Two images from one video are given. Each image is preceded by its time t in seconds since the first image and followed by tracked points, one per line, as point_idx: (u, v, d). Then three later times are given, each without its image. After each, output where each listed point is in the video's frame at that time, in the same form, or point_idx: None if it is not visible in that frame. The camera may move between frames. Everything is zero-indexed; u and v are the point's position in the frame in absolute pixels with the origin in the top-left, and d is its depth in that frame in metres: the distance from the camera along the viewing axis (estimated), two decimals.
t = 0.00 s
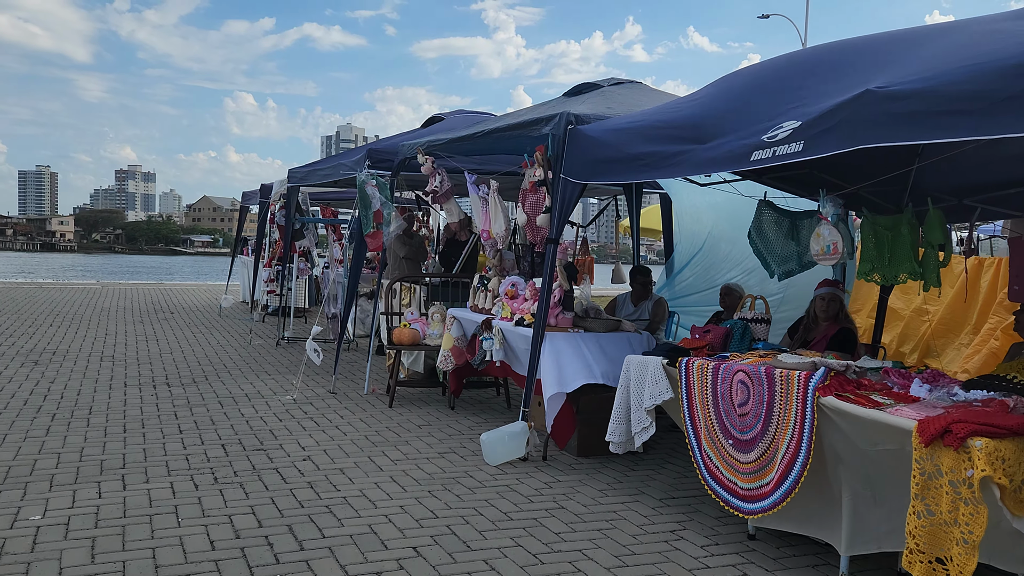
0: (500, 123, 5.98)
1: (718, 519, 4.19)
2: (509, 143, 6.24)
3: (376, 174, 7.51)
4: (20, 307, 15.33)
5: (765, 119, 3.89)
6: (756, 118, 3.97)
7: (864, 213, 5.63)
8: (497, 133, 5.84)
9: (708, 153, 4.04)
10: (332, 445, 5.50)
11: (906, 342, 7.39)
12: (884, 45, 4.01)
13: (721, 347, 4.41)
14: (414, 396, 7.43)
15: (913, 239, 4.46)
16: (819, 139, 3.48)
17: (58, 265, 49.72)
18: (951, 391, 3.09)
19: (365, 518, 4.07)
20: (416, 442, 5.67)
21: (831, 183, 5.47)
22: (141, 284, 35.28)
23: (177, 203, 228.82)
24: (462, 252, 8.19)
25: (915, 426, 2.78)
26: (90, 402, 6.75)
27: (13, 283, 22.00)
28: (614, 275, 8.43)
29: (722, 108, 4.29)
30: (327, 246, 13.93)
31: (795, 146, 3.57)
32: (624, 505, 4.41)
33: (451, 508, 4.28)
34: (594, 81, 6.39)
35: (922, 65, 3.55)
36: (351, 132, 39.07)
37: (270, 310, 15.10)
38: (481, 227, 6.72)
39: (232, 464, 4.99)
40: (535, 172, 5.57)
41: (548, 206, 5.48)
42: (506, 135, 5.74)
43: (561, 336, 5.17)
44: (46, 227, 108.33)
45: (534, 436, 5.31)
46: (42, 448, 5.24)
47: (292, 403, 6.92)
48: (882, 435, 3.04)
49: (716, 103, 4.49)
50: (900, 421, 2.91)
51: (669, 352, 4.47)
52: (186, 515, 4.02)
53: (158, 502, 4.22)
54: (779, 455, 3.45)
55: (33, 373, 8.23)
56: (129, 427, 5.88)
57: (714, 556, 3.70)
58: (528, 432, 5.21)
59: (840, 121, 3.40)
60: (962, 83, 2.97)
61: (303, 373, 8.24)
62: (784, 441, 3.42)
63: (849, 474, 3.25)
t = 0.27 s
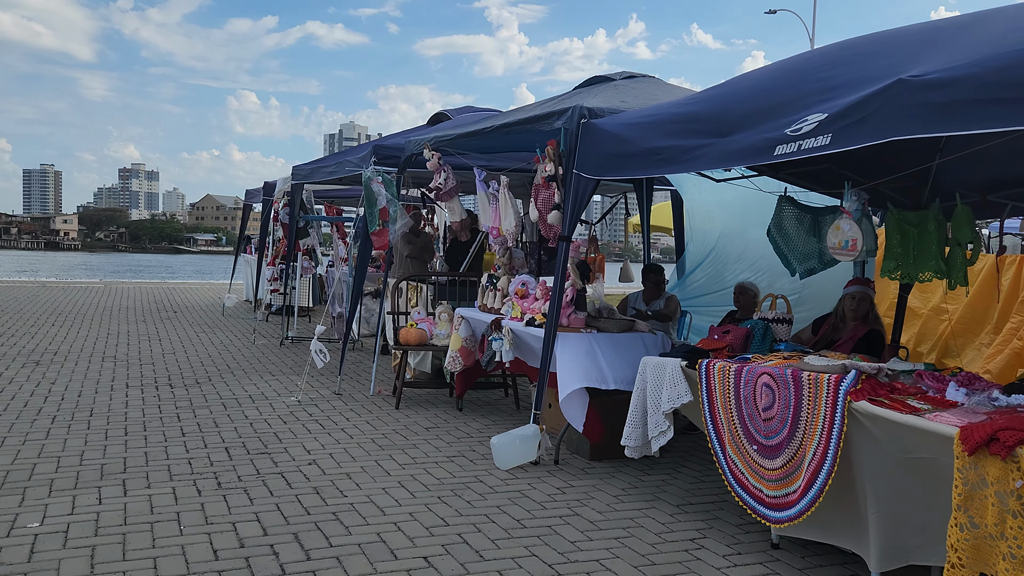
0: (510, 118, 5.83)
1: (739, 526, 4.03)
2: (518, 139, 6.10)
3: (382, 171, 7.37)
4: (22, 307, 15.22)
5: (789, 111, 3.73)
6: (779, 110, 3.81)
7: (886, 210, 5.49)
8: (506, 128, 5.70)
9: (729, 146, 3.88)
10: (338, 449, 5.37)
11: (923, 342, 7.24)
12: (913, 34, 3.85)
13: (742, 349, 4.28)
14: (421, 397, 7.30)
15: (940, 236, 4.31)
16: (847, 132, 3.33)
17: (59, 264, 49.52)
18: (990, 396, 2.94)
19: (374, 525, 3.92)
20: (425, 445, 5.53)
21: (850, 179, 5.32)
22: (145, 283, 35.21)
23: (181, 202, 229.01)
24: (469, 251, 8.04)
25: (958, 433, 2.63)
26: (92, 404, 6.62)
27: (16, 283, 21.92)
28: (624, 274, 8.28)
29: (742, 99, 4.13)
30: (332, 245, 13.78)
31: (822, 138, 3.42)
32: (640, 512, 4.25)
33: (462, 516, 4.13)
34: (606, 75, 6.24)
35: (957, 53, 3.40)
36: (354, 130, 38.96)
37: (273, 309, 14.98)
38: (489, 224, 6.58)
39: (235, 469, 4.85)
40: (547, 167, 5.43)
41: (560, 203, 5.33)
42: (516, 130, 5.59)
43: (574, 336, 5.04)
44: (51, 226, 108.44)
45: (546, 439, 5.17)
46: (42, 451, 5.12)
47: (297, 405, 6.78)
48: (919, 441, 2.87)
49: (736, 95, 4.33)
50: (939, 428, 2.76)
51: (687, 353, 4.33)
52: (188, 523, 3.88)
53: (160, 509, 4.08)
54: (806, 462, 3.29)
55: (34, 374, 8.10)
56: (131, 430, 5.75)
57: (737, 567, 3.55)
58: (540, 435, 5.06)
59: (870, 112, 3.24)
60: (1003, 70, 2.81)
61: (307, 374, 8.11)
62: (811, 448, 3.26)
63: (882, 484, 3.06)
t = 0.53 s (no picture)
0: (517, 114, 5.69)
1: (759, 534, 3.90)
2: (525, 136, 5.97)
3: (385, 169, 7.23)
4: (17, 308, 15.03)
5: (811, 104, 3.59)
6: (801, 102, 3.68)
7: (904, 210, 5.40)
8: (513, 124, 5.56)
9: (747, 141, 3.74)
10: (343, 454, 5.22)
11: (935, 342, 7.12)
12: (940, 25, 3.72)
13: (761, 351, 4.15)
14: (425, 399, 7.16)
15: (964, 234, 4.20)
16: (875, 125, 3.19)
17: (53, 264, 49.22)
18: None
19: (383, 535, 3.78)
20: (431, 450, 5.39)
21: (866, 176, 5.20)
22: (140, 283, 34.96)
23: (175, 202, 228.22)
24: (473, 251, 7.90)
25: (1004, 440, 2.51)
26: (88, 408, 6.46)
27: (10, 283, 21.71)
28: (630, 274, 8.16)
29: (761, 92, 3.99)
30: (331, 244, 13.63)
31: (848, 132, 3.28)
32: (657, 520, 4.12)
33: (474, 524, 3.99)
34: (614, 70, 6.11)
35: (989, 46, 3.27)
36: (350, 130, 38.78)
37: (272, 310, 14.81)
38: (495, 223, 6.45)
39: (237, 475, 4.70)
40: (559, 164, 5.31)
41: (572, 200, 5.23)
42: (524, 126, 5.46)
43: (585, 337, 4.90)
44: (44, 226, 107.87)
45: (556, 443, 5.03)
46: (36, 456, 4.96)
47: (298, 408, 6.63)
48: (956, 453, 2.75)
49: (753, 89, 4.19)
50: (980, 435, 2.64)
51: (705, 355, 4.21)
52: (189, 533, 3.73)
53: (160, 518, 3.93)
54: (835, 469, 3.16)
55: (29, 377, 7.93)
56: (128, 435, 5.60)
57: None
58: (550, 439, 4.93)
59: (900, 104, 3.10)
60: None
61: (308, 376, 7.96)
62: (841, 455, 3.13)
63: (916, 498, 2.93)
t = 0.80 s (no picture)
0: (520, 118, 5.55)
1: (777, 554, 3.78)
2: (527, 141, 5.83)
3: (382, 173, 7.08)
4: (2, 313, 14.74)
5: (832, 110, 3.46)
6: (821, 107, 3.54)
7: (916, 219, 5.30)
8: (517, 128, 5.42)
9: (765, 148, 3.62)
10: (342, 468, 5.07)
11: (940, 350, 7.05)
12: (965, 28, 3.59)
13: (777, 363, 4.04)
14: (423, 409, 7.00)
15: (984, 243, 4.09)
16: (903, 132, 3.06)
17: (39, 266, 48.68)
18: None
19: (389, 558, 3.63)
20: (433, 463, 5.24)
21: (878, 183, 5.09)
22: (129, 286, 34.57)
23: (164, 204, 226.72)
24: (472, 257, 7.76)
25: None
26: (77, 419, 6.27)
27: None
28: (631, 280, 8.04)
29: (777, 96, 3.86)
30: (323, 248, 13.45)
31: (874, 139, 3.15)
32: (670, 539, 3.98)
33: (482, 545, 3.84)
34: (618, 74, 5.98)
35: (1021, 51, 3.14)
36: (341, 132, 38.54)
37: (263, 314, 14.60)
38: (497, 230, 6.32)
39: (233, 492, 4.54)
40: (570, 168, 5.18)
41: (580, 207, 5.11)
42: (527, 130, 5.32)
43: (593, 347, 4.76)
44: (31, 228, 106.82)
45: (563, 457, 4.89)
46: (23, 473, 4.77)
47: (294, 419, 6.46)
48: (996, 480, 2.64)
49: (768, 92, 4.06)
50: None
51: (720, 368, 4.08)
52: (185, 557, 3.56)
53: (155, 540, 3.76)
54: (864, 491, 3.04)
55: (15, 386, 7.72)
56: (119, 448, 5.42)
57: None
58: (557, 453, 4.79)
59: (930, 111, 2.97)
60: None
61: (303, 385, 7.79)
62: (872, 476, 3.00)
63: (950, 524, 2.81)
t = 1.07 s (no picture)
0: (527, 120, 5.43)
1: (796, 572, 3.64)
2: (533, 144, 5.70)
3: (383, 176, 6.94)
4: None
5: (855, 112, 3.34)
6: (842, 110, 3.43)
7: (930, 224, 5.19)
8: (523, 130, 5.29)
9: (785, 151, 3.49)
10: (343, 480, 4.92)
11: (950, 358, 6.93)
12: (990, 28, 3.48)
13: (795, 373, 3.91)
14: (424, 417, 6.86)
15: (1006, 250, 3.98)
16: (932, 135, 2.94)
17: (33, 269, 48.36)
18: None
19: None
20: (436, 475, 5.09)
21: (892, 188, 4.98)
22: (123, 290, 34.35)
23: (159, 207, 226.04)
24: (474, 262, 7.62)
25: None
26: (70, 428, 6.11)
27: None
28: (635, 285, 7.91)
29: (796, 99, 3.74)
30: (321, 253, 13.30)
31: (902, 142, 3.03)
32: (684, 555, 3.84)
33: (490, 562, 3.69)
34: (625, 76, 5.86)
35: None
36: (337, 136, 38.41)
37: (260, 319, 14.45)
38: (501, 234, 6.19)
39: (230, 505, 4.39)
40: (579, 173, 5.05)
41: (589, 211, 4.99)
42: (534, 133, 5.19)
43: (603, 356, 4.62)
44: (25, 231, 106.34)
45: (570, 469, 4.75)
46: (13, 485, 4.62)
47: (293, 428, 6.31)
48: None
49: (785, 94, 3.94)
50: None
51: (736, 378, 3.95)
52: None
53: (148, 557, 3.61)
54: (890, 509, 2.91)
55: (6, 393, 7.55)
56: (112, 459, 5.26)
57: None
58: (564, 465, 4.65)
59: (962, 113, 2.85)
60: None
61: (301, 392, 7.64)
62: (899, 494, 2.87)
63: (983, 543, 2.69)
